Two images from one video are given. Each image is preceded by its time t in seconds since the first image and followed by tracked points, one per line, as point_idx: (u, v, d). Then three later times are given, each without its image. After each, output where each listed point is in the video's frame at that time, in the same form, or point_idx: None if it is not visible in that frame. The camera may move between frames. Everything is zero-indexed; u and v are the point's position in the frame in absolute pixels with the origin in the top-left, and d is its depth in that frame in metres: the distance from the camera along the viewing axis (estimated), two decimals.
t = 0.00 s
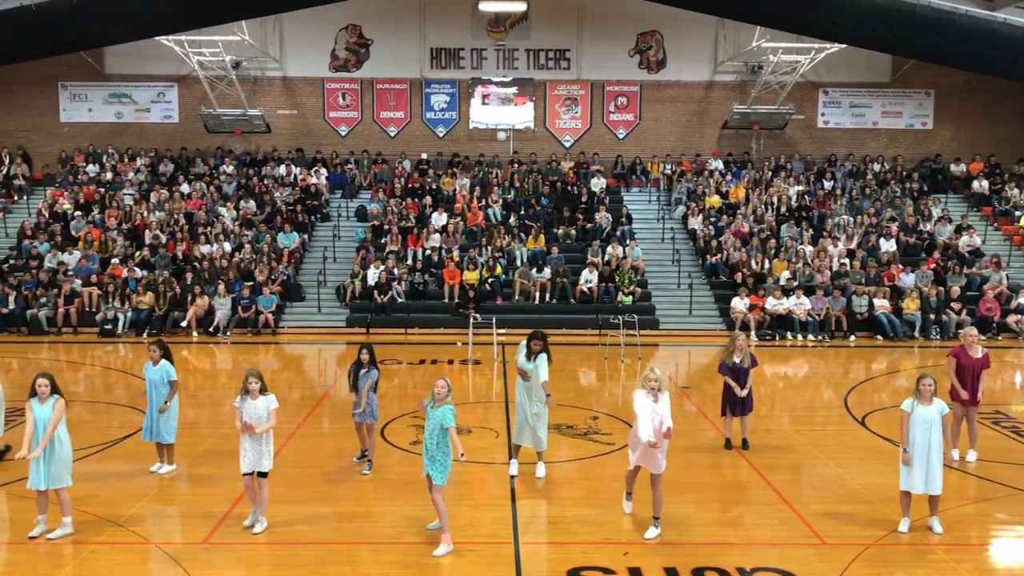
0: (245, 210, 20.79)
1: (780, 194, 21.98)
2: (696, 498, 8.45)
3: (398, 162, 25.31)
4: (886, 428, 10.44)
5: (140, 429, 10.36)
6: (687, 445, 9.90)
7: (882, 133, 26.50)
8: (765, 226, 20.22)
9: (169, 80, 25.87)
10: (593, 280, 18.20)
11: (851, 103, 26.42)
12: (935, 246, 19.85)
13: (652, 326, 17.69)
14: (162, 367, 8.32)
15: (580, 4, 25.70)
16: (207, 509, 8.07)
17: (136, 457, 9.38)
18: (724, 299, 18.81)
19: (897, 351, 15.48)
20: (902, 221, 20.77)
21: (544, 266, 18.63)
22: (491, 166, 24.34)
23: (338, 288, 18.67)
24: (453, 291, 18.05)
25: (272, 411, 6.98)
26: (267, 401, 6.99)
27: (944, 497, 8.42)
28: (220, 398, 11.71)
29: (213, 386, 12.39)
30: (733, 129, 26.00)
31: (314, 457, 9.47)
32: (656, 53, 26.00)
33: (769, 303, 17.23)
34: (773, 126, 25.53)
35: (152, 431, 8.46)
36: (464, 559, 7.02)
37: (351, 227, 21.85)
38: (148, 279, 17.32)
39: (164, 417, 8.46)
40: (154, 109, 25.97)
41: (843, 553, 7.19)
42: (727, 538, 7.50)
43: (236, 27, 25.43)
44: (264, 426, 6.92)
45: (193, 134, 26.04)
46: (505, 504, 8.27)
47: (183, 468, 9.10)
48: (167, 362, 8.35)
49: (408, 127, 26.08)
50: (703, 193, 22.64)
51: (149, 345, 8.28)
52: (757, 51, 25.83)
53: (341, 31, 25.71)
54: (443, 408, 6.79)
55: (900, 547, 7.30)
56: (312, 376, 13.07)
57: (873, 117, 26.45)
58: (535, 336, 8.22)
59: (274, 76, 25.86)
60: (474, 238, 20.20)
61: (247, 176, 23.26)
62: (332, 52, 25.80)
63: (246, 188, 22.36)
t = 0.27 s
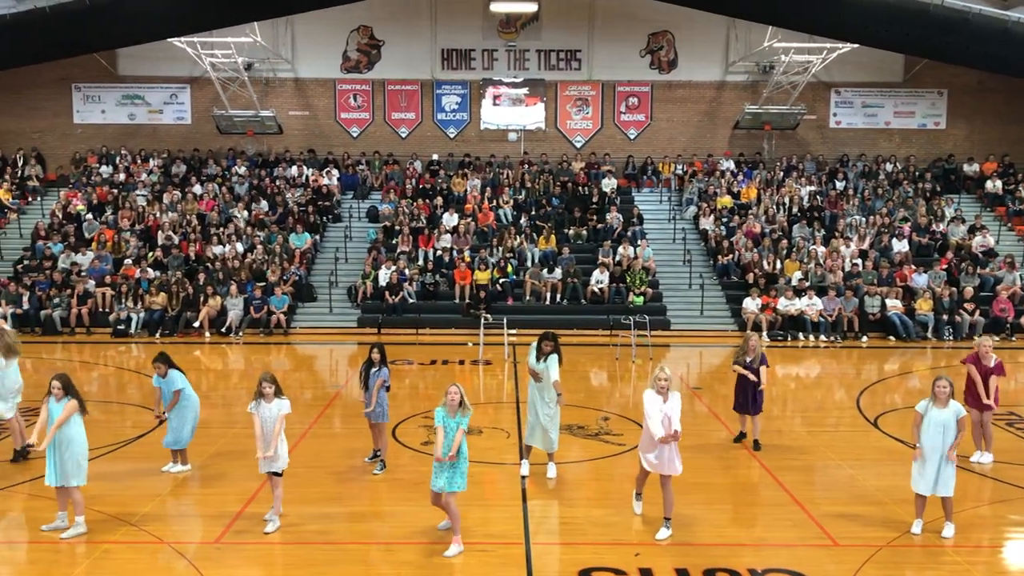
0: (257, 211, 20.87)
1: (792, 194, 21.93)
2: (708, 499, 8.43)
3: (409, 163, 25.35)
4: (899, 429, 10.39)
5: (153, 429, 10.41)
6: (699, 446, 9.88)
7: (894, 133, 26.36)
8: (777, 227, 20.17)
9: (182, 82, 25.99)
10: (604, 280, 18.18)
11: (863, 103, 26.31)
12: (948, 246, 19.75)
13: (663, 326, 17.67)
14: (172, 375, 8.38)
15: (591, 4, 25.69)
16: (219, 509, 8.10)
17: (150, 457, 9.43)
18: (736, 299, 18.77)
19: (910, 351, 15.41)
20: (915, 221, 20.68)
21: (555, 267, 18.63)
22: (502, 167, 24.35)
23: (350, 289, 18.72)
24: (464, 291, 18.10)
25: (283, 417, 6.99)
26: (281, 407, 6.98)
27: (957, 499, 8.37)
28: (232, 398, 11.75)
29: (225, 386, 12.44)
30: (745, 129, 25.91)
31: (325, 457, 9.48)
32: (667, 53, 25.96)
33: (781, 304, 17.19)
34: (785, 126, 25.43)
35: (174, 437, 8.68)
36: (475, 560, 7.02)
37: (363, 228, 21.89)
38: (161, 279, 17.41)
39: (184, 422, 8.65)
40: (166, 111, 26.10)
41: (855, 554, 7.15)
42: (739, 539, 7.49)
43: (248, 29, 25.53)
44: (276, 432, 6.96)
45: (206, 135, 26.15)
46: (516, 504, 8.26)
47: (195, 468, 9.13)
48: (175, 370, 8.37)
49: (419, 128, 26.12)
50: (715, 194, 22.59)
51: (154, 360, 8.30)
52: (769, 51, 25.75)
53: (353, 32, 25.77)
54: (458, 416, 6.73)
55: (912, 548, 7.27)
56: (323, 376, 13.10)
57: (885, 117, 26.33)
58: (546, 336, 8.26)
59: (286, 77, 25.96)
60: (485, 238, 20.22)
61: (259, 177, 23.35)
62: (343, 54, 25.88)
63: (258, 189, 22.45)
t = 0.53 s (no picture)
0: (265, 211, 20.92)
1: (800, 193, 21.89)
2: (716, 499, 8.42)
3: (417, 162, 25.37)
4: (908, 429, 10.36)
5: (161, 429, 10.43)
6: (706, 446, 9.86)
7: (902, 131, 26.26)
8: (785, 226, 20.11)
9: (190, 82, 26.06)
10: (611, 280, 18.16)
11: (871, 101, 26.22)
12: (957, 245, 19.68)
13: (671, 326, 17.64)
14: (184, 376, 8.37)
15: (599, 4, 25.66)
16: (227, 509, 8.12)
17: (158, 457, 9.45)
18: (744, 299, 18.74)
19: (919, 351, 15.36)
20: (924, 220, 20.62)
21: (562, 266, 18.62)
22: (509, 167, 24.34)
23: (357, 289, 18.75)
24: (472, 291, 18.14)
25: (290, 418, 6.99)
26: (289, 408, 6.98)
27: (967, 499, 8.33)
28: (240, 398, 11.77)
29: (233, 386, 12.46)
30: (753, 128, 25.84)
31: (333, 457, 9.50)
32: (675, 52, 25.91)
33: (789, 303, 17.15)
34: (793, 125, 25.34)
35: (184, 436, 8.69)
36: (483, 560, 7.02)
37: (370, 228, 21.90)
38: (169, 279, 17.46)
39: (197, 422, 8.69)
40: (174, 111, 26.16)
41: (864, 554, 7.14)
42: (748, 539, 7.47)
43: (255, 29, 25.58)
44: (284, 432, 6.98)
45: (214, 135, 26.21)
46: (524, 504, 8.27)
47: (203, 468, 9.14)
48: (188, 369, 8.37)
49: (426, 128, 26.13)
50: (723, 193, 22.52)
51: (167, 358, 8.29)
52: (777, 50, 25.69)
53: (360, 33, 25.80)
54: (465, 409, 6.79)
55: (922, 549, 7.24)
56: (331, 376, 13.11)
57: (893, 115, 26.23)
58: (550, 340, 8.14)
59: (293, 77, 26.00)
60: (493, 238, 20.23)
61: (266, 177, 23.39)
62: (351, 54, 25.91)
63: (265, 189, 22.49)
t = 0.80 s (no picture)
0: (270, 210, 20.93)
1: (805, 191, 21.85)
2: (720, 497, 8.41)
3: (421, 161, 25.36)
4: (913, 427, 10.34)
5: (166, 428, 10.45)
6: (711, 444, 9.86)
7: (907, 128, 26.21)
8: (790, 224, 20.06)
9: (194, 82, 26.08)
10: (616, 278, 18.14)
11: (877, 98, 26.15)
12: (962, 243, 19.65)
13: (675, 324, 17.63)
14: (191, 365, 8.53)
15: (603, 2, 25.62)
16: (233, 507, 8.13)
17: (164, 455, 9.47)
18: (749, 297, 18.72)
19: (924, 349, 15.34)
20: (928, 218, 20.58)
21: (566, 265, 18.60)
22: (513, 165, 24.32)
23: (362, 287, 18.76)
24: (476, 289, 18.14)
25: (295, 407, 7.13)
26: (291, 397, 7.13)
27: (972, 497, 8.32)
28: (245, 397, 11.79)
29: (238, 385, 12.48)
30: (757, 126, 25.79)
31: (337, 455, 9.51)
32: (679, 50, 25.87)
33: (794, 301, 17.11)
34: (798, 122, 25.26)
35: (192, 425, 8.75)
36: (487, 558, 7.03)
37: (374, 227, 21.91)
38: (175, 278, 17.49)
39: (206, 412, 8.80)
40: (179, 110, 26.19)
41: (869, 552, 7.13)
42: (752, 537, 7.47)
43: (259, 28, 25.59)
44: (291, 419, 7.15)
45: (218, 134, 26.23)
46: (529, 503, 8.27)
47: (208, 467, 9.16)
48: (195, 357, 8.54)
49: (431, 126, 26.14)
50: (727, 191, 22.47)
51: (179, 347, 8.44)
52: (781, 48, 25.65)
53: (364, 31, 25.80)
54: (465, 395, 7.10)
55: (926, 546, 7.24)
56: (336, 375, 13.13)
57: (898, 113, 26.16)
58: (543, 326, 8.34)
59: (297, 76, 26.01)
60: (497, 236, 20.23)
61: (271, 176, 23.40)
62: (354, 53, 25.91)
63: (270, 188, 22.51)
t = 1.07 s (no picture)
0: (274, 208, 20.95)
1: (809, 188, 21.82)
2: (724, 495, 8.41)
3: (424, 159, 25.36)
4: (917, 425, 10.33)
5: (171, 426, 10.47)
6: (715, 442, 9.85)
7: (912, 126, 26.16)
8: (794, 221, 20.01)
9: (198, 80, 26.10)
10: (620, 276, 18.12)
11: (881, 96, 26.09)
12: (967, 240, 19.61)
13: (679, 322, 17.64)
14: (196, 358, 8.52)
15: None
16: (236, 505, 8.14)
17: (169, 453, 9.50)
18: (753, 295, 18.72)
19: (928, 347, 15.32)
20: (933, 216, 20.55)
21: (570, 262, 18.58)
22: (517, 163, 24.34)
23: (366, 285, 18.78)
24: (480, 287, 18.14)
25: (299, 409, 7.21)
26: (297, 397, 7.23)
27: (976, 495, 8.31)
28: (249, 395, 11.81)
29: (243, 382, 12.50)
30: (762, 124, 25.75)
31: (341, 453, 9.53)
32: (683, 48, 25.83)
33: (798, 298, 17.07)
34: (802, 120, 25.20)
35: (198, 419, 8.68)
36: (491, 556, 7.03)
37: (378, 225, 21.92)
38: (179, 276, 17.52)
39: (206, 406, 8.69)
40: (183, 109, 26.22)
41: (872, 550, 7.13)
42: (757, 535, 7.47)
43: (263, 26, 25.61)
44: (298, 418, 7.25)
45: (223, 133, 26.26)
46: (533, 501, 8.27)
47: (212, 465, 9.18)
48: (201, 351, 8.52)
49: (434, 124, 26.14)
50: (731, 188, 22.42)
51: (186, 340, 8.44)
52: (785, 45, 25.62)
53: (368, 29, 25.81)
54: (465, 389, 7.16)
55: (930, 544, 7.23)
56: (340, 373, 13.15)
57: (903, 110, 26.11)
58: (544, 320, 8.30)
59: (301, 74, 26.03)
60: (501, 234, 20.23)
61: (275, 174, 23.41)
62: (358, 51, 25.91)
63: (274, 186, 22.54)
